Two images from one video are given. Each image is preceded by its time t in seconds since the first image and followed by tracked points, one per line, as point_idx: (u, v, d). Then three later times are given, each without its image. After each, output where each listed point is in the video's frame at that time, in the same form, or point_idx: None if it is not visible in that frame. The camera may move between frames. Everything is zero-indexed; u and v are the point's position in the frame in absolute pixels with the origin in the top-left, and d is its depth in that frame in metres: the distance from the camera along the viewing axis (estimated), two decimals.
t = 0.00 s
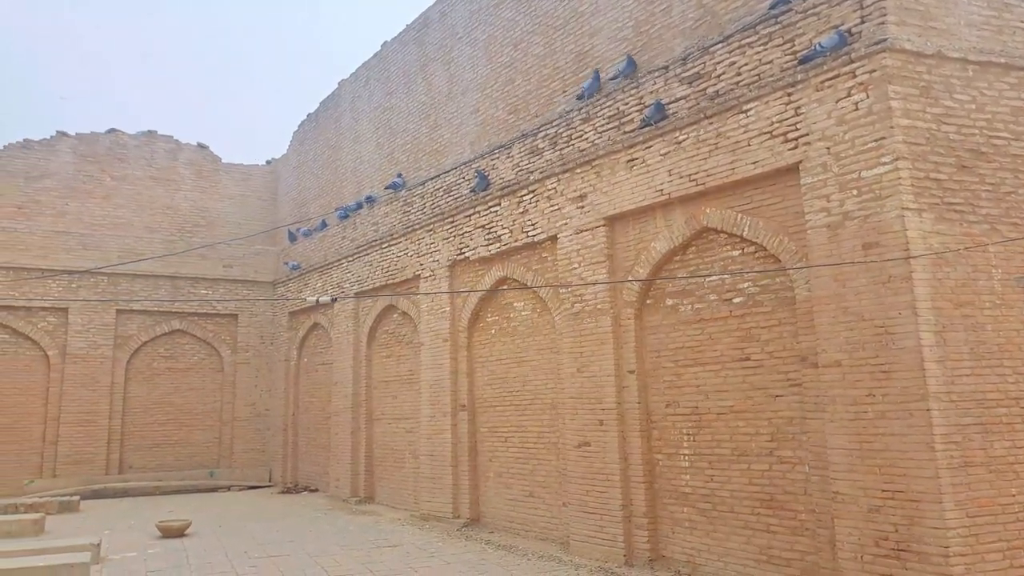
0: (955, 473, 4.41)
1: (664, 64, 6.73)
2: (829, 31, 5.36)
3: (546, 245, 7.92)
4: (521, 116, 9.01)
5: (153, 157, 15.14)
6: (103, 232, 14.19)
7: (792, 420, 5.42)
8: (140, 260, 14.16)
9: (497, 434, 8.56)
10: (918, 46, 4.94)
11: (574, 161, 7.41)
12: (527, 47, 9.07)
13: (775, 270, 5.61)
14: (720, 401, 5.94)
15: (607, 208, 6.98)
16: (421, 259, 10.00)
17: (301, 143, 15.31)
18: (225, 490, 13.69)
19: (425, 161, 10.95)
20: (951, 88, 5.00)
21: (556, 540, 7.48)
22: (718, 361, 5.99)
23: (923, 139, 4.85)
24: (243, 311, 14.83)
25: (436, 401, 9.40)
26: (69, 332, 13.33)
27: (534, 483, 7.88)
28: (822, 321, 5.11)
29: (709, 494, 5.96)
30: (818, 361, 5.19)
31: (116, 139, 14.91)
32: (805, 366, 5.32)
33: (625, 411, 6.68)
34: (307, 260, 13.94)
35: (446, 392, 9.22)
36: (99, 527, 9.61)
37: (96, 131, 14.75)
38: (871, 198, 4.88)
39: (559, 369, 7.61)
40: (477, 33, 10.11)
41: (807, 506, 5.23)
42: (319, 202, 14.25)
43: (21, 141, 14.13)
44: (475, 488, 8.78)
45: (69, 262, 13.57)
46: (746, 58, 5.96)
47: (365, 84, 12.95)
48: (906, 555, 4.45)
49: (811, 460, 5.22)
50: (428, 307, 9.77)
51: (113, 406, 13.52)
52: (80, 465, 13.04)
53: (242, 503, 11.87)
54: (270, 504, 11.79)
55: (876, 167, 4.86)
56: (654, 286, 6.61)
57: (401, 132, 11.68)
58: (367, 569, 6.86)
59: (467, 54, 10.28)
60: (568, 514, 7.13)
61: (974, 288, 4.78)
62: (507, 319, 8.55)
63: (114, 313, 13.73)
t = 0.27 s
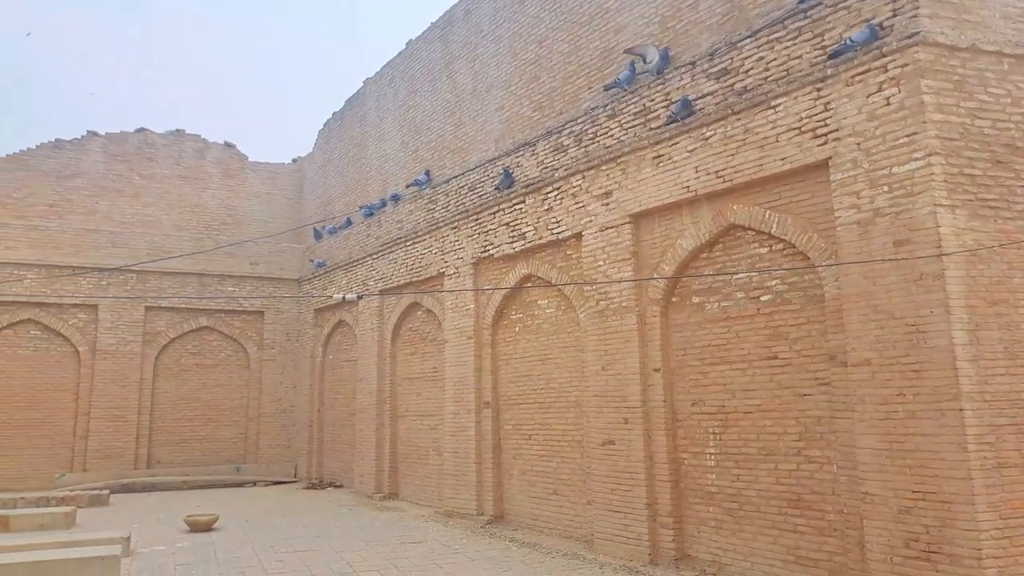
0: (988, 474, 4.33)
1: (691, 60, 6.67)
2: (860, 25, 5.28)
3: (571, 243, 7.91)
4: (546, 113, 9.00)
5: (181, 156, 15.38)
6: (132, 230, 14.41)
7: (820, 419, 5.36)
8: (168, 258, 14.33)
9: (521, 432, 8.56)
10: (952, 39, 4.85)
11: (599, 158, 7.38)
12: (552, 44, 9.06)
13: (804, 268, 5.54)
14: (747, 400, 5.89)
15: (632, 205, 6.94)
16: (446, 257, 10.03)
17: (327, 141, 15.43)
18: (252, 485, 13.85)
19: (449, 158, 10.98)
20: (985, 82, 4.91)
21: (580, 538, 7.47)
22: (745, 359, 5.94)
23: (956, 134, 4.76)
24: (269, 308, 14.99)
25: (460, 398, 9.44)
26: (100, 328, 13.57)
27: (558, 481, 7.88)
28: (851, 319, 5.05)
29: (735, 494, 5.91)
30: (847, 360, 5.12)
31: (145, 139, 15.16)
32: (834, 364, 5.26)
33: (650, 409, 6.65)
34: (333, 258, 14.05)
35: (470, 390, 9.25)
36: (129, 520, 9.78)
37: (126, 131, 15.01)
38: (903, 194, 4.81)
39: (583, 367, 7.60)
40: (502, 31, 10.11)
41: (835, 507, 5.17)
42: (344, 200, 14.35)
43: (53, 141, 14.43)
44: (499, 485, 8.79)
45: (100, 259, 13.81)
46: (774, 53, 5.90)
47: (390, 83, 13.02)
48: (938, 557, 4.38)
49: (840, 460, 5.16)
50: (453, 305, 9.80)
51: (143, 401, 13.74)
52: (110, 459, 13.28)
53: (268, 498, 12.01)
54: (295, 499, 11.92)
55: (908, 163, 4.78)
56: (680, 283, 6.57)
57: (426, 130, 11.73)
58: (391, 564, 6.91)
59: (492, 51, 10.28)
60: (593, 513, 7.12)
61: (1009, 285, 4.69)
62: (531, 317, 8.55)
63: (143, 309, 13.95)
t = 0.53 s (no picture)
0: (1022, 475, 4.25)
1: (713, 57, 6.62)
2: (886, 19, 5.20)
3: (592, 242, 7.88)
4: (566, 111, 8.98)
5: (204, 158, 15.55)
6: (157, 230, 14.62)
7: (847, 419, 5.29)
8: (192, 258, 14.48)
9: (543, 432, 8.55)
10: (981, 33, 4.77)
11: (620, 156, 7.34)
12: (572, 42, 9.03)
13: (830, 266, 5.48)
14: (772, 400, 5.83)
15: (654, 204, 6.90)
16: (466, 257, 10.04)
17: (347, 142, 15.50)
18: (276, 484, 13.97)
19: (469, 158, 10.99)
20: (1015, 76, 4.83)
21: (603, 538, 7.44)
22: (770, 359, 5.88)
23: (987, 129, 4.68)
24: (292, 308, 15.10)
25: (481, 397, 9.44)
26: (126, 329, 13.76)
27: (581, 480, 7.85)
28: (879, 318, 4.98)
29: (761, 495, 5.85)
30: (875, 359, 5.05)
31: (169, 141, 15.35)
32: (862, 364, 5.19)
33: (673, 409, 6.61)
34: (354, 258, 14.13)
35: (492, 389, 9.25)
36: (155, 518, 9.90)
37: (150, 133, 15.20)
38: (931, 190, 4.73)
39: (605, 367, 7.57)
40: (521, 30, 10.09)
41: (864, 508, 5.10)
42: (365, 200, 14.41)
43: (80, 144, 14.65)
44: (521, 485, 8.79)
45: (126, 260, 14.00)
46: (798, 49, 5.83)
47: (410, 83, 13.05)
48: (970, 559, 4.30)
49: (868, 460, 5.09)
50: (474, 304, 9.80)
51: (168, 400, 13.91)
52: (137, 458, 13.46)
53: (292, 496, 12.11)
54: (318, 497, 12.00)
55: (936, 159, 4.71)
56: (703, 282, 6.52)
57: (446, 130, 11.74)
58: (415, 563, 6.93)
59: (511, 50, 10.28)
60: (616, 513, 7.09)
61: None
62: (553, 316, 8.53)
63: (168, 310, 14.12)
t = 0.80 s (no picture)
0: None
1: (739, 52, 6.56)
2: (917, 10, 5.12)
3: (617, 239, 7.85)
4: (590, 108, 8.96)
5: (232, 159, 15.76)
6: (186, 230, 14.96)
7: (878, 417, 5.22)
8: (220, 258, 14.67)
9: (568, 429, 8.54)
10: (1015, 23, 4.68)
11: (645, 153, 7.31)
12: (596, 39, 9.00)
13: (859, 262, 5.41)
14: (801, 397, 5.77)
15: (680, 200, 6.86)
16: (490, 255, 10.06)
17: (371, 142, 15.60)
18: (303, 480, 14.11)
19: (493, 156, 11.01)
20: None
21: (629, 536, 7.42)
22: (798, 356, 5.82)
23: (1021, 121, 4.59)
24: (318, 307, 15.24)
25: (506, 395, 9.46)
26: (156, 327, 13.99)
27: (606, 478, 7.84)
28: (910, 314, 4.91)
29: (789, 493, 5.80)
30: (906, 356, 4.98)
31: (197, 142, 15.57)
32: (892, 361, 5.12)
33: (699, 406, 6.57)
34: (378, 257, 14.22)
35: (516, 387, 9.27)
36: (186, 514, 10.05)
37: (179, 135, 15.43)
38: (965, 184, 4.65)
39: (630, 364, 7.54)
40: (545, 27, 10.08)
41: (895, 506, 5.04)
42: (389, 199, 14.50)
43: (111, 146, 14.92)
44: (546, 482, 8.79)
45: (156, 260, 14.23)
46: (826, 42, 5.77)
47: (434, 82, 13.10)
48: (1005, 559, 4.23)
49: (899, 458, 5.02)
50: (498, 302, 9.82)
51: (197, 398, 14.11)
52: (167, 455, 13.68)
53: (319, 493, 12.23)
54: (345, 494, 12.10)
55: (970, 152, 4.63)
56: (729, 279, 6.47)
57: (469, 128, 11.77)
58: (441, 559, 6.97)
59: (535, 48, 10.27)
60: (642, 511, 7.06)
61: None
62: (577, 313, 8.51)
63: (197, 309, 14.32)
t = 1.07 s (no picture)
0: None
1: (764, 44, 6.48)
2: None
3: (641, 236, 7.80)
4: (613, 104, 8.90)
5: (257, 161, 15.92)
6: (214, 231, 15.18)
7: (911, 413, 5.13)
8: (246, 259, 14.83)
9: (594, 427, 8.51)
10: None
11: (669, 149, 7.25)
12: (618, 34, 8.94)
13: (890, 256, 5.31)
14: (831, 394, 5.69)
15: (705, 195, 6.80)
16: (514, 253, 10.05)
17: (394, 142, 15.66)
18: (330, 479, 14.22)
19: (515, 154, 10.99)
20: None
21: (656, 534, 7.37)
22: (828, 352, 5.74)
23: None
24: (342, 307, 15.35)
25: (531, 393, 9.45)
26: (185, 328, 14.18)
27: (633, 476, 7.79)
28: (944, 308, 4.81)
29: (820, 491, 5.71)
30: (940, 351, 4.88)
31: (223, 145, 15.75)
32: (926, 356, 5.02)
33: (727, 404, 6.50)
34: (402, 256, 14.27)
35: (541, 385, 9.26)
36: (216, 512, 10.18)
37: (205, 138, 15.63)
38: (1000, 175, 4.55)
39: (656, 361, 7.49)
40: (567, 24, 10.03)
41: (930, 504, 4.94)
42: (412, 199, 14.54)
43: (139, 150, 15.15)
44: (573, 481, 8.76)
45: (184, 262, 14.42)
46: (854, 32, 5.67)
47: (455, 81, 13.11)
48: None
49: (934, 455, 4.93)
50: (522, 300, 9.81)
51: (226, 397, 14.28)
52: (197, 454, 13.86)
53: (347, 491, 12.32)
54: (371, 492, 12.18)
55: (1004, 142, 4.52)
56: (756, 274, 6.40)
57: (492, 126, 11.76)
58: (468, 557, 6.98)
59: (557, 44, 10.22)
60: (670, 509, 7.01)
61: None
62: (602, 311, 8.47)
63: (225, 309, 14.49)
